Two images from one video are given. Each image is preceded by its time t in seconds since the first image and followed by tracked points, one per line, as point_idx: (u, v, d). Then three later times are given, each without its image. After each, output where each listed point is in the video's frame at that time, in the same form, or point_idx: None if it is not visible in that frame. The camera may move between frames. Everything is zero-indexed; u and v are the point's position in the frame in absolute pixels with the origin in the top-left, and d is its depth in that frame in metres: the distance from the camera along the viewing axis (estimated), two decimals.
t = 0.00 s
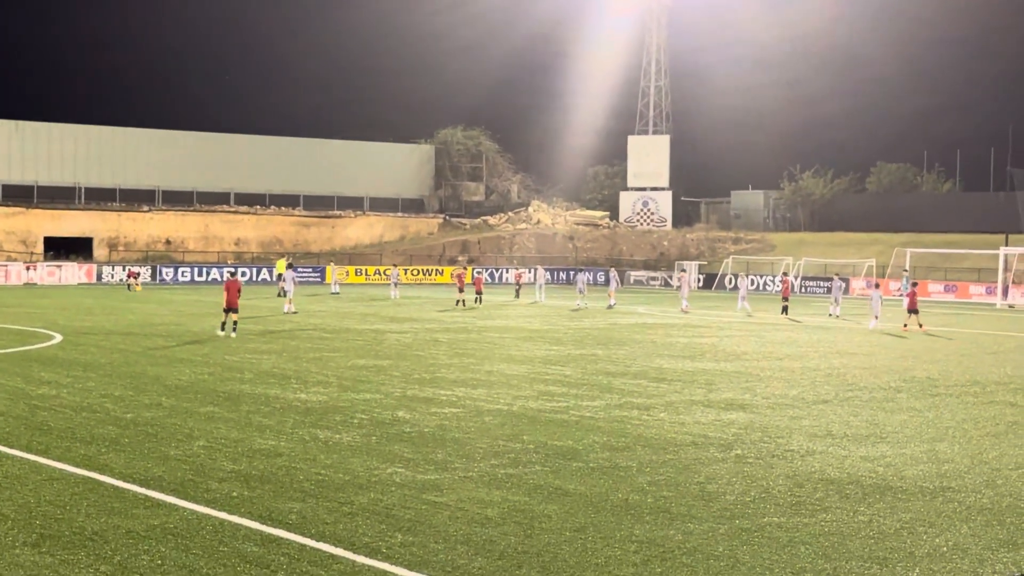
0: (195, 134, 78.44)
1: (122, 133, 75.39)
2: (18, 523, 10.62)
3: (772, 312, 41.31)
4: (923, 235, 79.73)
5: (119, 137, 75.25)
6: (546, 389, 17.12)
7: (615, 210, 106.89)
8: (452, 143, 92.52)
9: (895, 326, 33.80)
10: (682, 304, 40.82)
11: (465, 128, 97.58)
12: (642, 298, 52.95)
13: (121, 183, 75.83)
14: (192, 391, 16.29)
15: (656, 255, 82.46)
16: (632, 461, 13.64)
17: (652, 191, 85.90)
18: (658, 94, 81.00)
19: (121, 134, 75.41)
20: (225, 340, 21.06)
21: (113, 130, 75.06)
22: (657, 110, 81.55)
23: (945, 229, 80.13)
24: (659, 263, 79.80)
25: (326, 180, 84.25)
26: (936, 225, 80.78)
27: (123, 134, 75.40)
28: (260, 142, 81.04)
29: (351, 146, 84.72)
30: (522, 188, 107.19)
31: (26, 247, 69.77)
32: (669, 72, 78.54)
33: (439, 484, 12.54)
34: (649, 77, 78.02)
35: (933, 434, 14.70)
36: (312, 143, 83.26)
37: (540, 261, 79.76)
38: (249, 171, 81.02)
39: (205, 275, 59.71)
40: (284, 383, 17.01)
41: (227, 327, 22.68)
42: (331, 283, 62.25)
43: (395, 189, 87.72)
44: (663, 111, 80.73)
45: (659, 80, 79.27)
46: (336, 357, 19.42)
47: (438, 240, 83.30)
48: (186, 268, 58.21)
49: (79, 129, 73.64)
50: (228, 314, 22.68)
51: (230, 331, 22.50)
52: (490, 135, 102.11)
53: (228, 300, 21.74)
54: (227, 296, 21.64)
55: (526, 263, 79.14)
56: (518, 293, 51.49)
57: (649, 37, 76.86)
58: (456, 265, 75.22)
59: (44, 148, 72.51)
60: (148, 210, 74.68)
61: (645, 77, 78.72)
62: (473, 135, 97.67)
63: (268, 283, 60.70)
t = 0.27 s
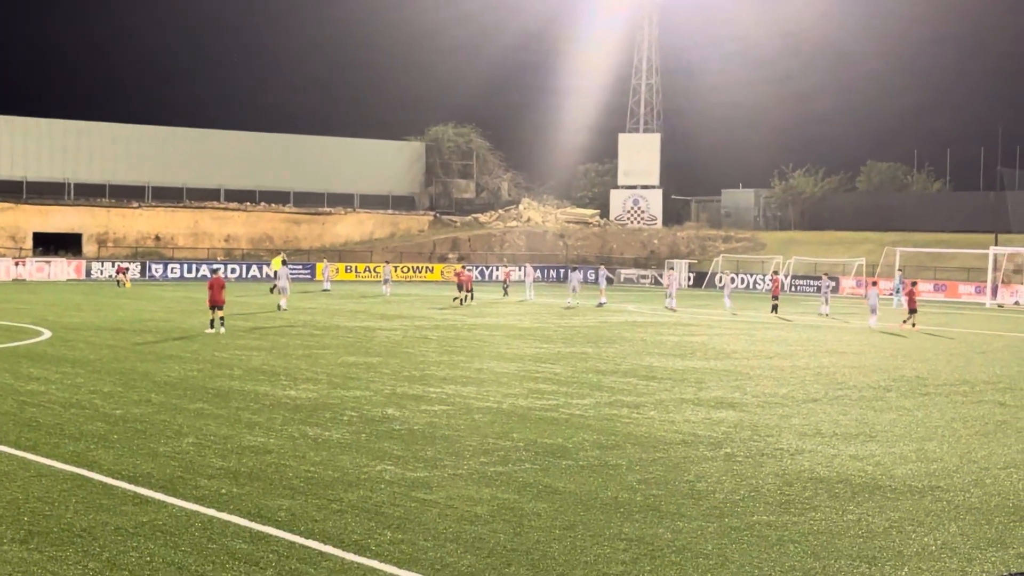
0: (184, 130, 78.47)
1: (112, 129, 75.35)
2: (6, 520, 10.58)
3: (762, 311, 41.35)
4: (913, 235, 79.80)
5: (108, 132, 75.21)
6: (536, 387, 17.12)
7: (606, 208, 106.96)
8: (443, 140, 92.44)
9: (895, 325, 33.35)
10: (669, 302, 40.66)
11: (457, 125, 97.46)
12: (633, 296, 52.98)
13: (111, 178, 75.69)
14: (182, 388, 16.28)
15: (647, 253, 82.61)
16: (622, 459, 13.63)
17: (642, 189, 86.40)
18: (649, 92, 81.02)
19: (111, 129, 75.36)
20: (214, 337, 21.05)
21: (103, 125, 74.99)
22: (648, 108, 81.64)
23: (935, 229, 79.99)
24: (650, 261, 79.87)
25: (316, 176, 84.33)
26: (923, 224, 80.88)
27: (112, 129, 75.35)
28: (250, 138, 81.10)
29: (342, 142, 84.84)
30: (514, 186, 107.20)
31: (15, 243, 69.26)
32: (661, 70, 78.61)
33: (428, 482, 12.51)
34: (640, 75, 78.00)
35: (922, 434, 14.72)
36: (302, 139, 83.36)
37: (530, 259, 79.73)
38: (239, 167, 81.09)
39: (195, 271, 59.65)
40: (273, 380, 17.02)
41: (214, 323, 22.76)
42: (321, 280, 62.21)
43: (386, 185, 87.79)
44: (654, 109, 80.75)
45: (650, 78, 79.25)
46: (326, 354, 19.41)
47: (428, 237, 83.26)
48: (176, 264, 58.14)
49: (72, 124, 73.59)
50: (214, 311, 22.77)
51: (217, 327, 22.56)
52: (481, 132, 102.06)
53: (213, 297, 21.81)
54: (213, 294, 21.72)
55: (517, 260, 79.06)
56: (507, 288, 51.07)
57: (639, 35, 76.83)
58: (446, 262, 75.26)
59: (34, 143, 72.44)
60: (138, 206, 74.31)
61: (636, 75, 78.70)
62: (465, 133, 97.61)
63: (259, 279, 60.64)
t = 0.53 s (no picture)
0: (179, 127, 78.57)
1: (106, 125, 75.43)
2: None
3: (756, 310, 41.38)
4: (907, 235, 79.85)
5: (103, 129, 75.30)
6: (529, 385, 17.13)
7: (601, 206, 107.00)
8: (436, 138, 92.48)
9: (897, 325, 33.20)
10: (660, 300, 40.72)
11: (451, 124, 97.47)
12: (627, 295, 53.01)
13: (105, 175, 75.76)
14: (176, 385, 16.28)
15: (640, 252, 82.81)
16: (615, 458, 13.64)
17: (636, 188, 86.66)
18: (644, 91, 81.05)
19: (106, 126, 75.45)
20: (207, 334, 21.04)
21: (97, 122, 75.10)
22: (642, 107, 81.71)
23: (929, 229, 80.21)
24: (644, 260, 79.89)
25: (310, 174, 84.35)
26: (917, 224, 81.21)
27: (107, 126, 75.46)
28: (244, 135, 81.16)
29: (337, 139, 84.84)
30: (508, 184, 107.21)
31: (8, 240, 69.26)
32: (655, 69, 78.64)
33: (422, 480, 12.52)
34: (635, 74, 78.04)
35: (915, 433, 14.75)
36: (297, 137, 83.39)
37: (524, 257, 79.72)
38: (233, 164, 81.14)
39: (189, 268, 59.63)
40: (267, 377, 17.03)
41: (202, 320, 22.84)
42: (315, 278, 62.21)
43: (381, 183, 87.81)
44: (648, 107, 80.78)
45: (644, 77, 79.26)
46: (319, 352, 19.41)
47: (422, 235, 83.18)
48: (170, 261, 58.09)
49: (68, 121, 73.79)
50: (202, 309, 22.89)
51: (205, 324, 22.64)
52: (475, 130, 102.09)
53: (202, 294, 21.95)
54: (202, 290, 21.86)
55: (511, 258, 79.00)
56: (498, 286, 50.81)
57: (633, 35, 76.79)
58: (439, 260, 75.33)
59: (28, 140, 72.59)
60: (132, 203, 74.25)
61: (631, 74, 78.68)
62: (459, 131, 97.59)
63: (253, 277, 60.64)
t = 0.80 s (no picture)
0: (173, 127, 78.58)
1: (101, 125, 75.46)
2: None
3: (749, 310, 41.43)
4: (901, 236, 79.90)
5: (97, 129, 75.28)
6: (523, 385, 17.16)
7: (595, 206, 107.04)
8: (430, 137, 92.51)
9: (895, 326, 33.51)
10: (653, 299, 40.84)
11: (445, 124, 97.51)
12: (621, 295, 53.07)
13: (100, 174, 75.79)
14: (170, 384, 16.29)
15: (634, 252, 82.97)
16: (609, 457, 13.65)
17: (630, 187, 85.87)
18: (638, 91, 81.01)
19: (100, 125, 75.46)
20: (201, 333, 21.07)
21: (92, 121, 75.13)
22: (637, 107, 81.75)
23: (922, 230, 80.15)
24: (638, 260, 79.88)
25: (304, 174, 84.28)
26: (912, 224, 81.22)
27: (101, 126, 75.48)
28: (239, 135, 81.11)
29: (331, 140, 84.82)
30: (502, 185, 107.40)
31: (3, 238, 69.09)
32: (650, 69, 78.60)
33: (415, 479, 12.52)
34: (630, 75, 77.98)
35: (908, 433, 14.76)
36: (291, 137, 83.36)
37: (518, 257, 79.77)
38: (228, 164, 81.12)
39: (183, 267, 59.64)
40: (261, 377, 17.03)
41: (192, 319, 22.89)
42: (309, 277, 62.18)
43: (375, 183, 87.81)
44: (643, 108, 80.81)
45: (639, 77, 79.14)
46: (314, 351, 19.42)
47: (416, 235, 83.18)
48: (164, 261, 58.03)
49: (63, 120, 74.01)
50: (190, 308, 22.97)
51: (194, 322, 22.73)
52: (470, 130, 102.13)
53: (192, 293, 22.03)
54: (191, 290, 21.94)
55: (505, 258, 79.04)
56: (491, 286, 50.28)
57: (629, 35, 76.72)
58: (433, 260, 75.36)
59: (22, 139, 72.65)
60: (126, 202, 74.15)
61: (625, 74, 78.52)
62: (454, 130, 97.63)
63: (246, 276, 60.62)
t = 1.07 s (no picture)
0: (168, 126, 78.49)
1: (97, 124, 75.39)
2: None
3: (744, 311, 41.44)
4: (896, 236, 80.01)
5: (92, 128, 75.19)
6: (519, 386, 17.17)
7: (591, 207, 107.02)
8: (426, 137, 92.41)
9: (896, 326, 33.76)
10: (648, 301, 40.82)
11: (441, 124, 97.52)
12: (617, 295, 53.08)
13: (95, 174, 75.76)
14: (164, 385, 16.28)
15: (630, 253, 83.00)
16: (604, 458, 13.65)
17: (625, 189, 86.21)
18: (633, 92, 80.92)
19: (96, 125, 75.40)
20: (196, 334, 21.05)
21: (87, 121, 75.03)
22: (632, 107, 81.66)
23: (915, 229, 80.57)
24: (634, 261, 79.82)
25: (300, 174, 84.27)
26: (905, 225, 81.32)
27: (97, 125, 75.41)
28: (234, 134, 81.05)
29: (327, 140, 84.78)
30: (498, 185, 107.49)
31: None
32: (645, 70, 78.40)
33: (411, 480, 12.52)
34: (625, 75, 77.78)
35: (903, 434, 14.77)
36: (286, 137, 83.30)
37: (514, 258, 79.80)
38: (223, 164, 81.07)
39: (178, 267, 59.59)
40: (256, 378, 17.01)
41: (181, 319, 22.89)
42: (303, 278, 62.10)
43: (371, 183, 87.82)
44: (638, 109, 80.74)
45: (634, 78, 78.96)
46: (309, 352, 19.41)
47: (412, 235, 83.19)
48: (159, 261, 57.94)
49: (58, 120, 73.95)
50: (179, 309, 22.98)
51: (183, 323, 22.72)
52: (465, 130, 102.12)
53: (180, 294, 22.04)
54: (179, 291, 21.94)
55: (500, 259, 79.07)
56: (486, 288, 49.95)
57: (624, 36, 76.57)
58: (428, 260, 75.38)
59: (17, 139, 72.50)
60: (120, 203, 74.09)
61: (620, 75, 78.33)
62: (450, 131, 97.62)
63: (240, 276, 60.57)
